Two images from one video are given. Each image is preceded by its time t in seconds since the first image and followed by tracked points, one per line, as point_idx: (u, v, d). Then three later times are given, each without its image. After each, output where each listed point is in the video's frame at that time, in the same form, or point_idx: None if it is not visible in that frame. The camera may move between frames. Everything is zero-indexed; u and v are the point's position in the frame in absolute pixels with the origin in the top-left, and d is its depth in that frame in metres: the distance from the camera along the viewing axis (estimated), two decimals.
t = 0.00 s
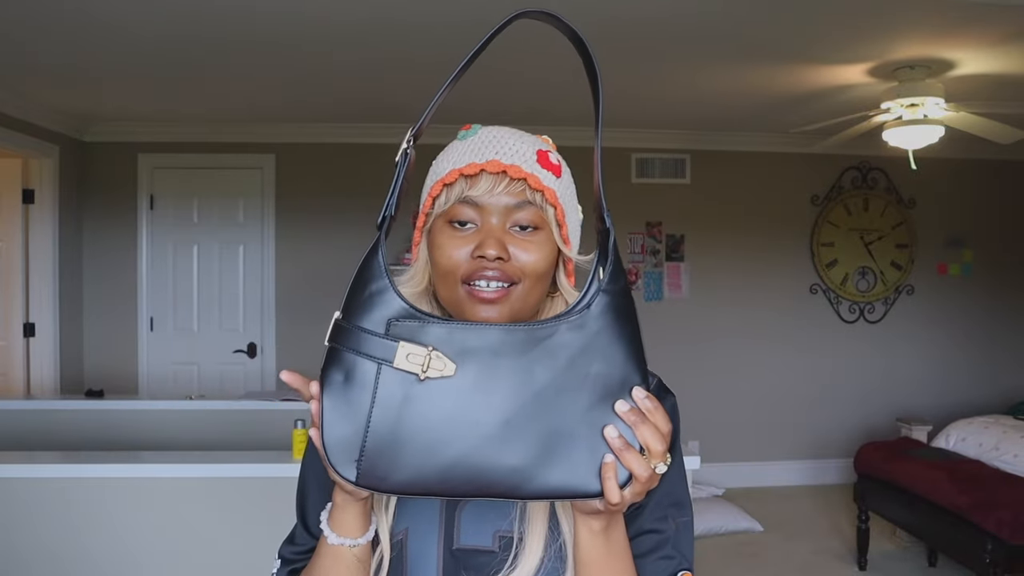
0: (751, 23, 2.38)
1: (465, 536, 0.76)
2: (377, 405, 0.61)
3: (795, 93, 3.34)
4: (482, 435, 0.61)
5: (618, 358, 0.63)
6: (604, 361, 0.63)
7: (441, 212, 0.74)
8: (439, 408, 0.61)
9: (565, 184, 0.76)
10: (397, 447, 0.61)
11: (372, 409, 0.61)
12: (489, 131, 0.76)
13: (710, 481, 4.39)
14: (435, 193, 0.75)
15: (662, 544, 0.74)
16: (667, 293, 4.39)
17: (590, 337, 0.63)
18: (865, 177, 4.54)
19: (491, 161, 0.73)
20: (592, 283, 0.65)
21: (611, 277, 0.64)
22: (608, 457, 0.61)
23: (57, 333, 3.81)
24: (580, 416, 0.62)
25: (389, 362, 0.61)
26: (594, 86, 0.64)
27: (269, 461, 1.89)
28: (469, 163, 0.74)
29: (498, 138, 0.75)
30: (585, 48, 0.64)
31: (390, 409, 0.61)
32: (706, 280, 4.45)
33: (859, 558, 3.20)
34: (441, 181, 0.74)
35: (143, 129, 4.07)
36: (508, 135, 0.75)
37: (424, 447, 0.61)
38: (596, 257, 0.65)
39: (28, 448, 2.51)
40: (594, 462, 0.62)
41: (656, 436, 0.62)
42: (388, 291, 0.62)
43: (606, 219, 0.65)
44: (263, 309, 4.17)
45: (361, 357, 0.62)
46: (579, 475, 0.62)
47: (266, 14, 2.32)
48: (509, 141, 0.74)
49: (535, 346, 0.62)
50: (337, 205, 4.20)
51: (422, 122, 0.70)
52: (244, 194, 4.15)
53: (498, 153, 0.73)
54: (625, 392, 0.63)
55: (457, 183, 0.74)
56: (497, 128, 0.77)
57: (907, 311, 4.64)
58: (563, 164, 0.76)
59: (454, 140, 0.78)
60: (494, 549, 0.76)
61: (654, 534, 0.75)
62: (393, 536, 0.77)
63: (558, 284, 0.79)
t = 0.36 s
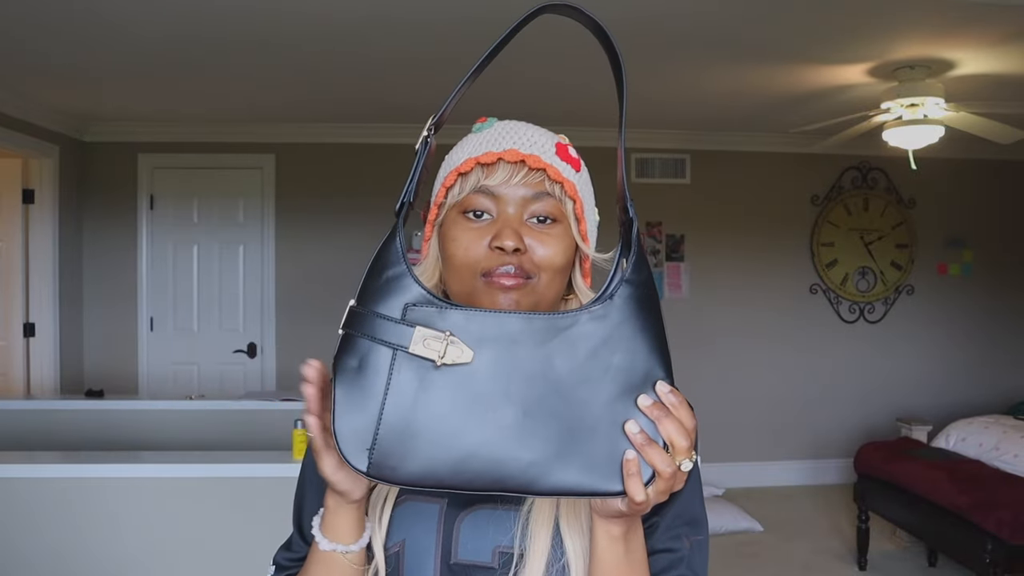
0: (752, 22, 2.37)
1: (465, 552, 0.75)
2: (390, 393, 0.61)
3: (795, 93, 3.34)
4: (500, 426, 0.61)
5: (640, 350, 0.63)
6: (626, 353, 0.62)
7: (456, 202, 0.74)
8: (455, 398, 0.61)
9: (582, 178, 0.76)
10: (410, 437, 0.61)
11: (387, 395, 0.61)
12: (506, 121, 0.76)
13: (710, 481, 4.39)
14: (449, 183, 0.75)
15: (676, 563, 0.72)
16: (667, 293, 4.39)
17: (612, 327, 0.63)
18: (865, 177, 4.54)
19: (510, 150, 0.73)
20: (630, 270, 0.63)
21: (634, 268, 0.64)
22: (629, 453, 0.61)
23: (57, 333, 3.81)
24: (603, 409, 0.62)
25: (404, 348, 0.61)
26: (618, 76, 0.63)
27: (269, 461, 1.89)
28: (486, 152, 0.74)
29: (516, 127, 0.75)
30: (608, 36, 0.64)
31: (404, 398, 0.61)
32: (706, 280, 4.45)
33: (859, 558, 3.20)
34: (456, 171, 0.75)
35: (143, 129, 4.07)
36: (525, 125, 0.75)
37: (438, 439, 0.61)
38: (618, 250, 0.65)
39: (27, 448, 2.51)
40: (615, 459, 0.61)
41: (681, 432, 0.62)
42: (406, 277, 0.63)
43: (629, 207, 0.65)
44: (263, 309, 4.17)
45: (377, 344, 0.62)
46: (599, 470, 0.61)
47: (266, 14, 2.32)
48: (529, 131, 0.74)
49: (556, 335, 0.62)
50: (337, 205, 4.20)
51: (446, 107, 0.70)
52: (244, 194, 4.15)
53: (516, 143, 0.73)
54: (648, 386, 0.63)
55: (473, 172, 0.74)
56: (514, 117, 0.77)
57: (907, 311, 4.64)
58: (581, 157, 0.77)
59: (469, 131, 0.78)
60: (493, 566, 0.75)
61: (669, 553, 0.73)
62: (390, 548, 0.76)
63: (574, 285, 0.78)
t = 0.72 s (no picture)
0: (753, 22, 2.37)
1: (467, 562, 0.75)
2: (376, 394, 0.62)
3: (795, 93, 3.34)
4: (487, 430, 0.60)
5: (635, 354, 0.62)
6: (620, 357, 0.61)
7: (467, 195, 0.75)
8: (442, 400, 0.61)
9: (597, 172, 0.76)
10: (395, 439, 0.61)
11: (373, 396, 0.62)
12: (514, 117, 0.77)
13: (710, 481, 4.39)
14: (460, 175, 0.76)
15: None
16: (667, 293, 4.39)
17: (605, 331, 0.62)
18: (865, 176, 4.54)
19: (520, 141, 0.74)
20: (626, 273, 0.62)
21: (634, 268, 0.62)
22: (620, 462, 0.60)
23: (57, 333, 3.81)
24: (594, 416, 0.61)
25: (391, 349, 0.62)
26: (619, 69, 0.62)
27: (269, 461, 1.89)
28: (496, 144, 0.75)
29: (527, 121, 0.76)
30: (608, 29, 0.63)
31: (390, 399, 0.61)
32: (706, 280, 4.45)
33: (859, 558, 3.20)
34: (466, 163, 0.76)
35: (143, 129, 4.07)
36: (537, 119, 0.76)
37: (424, 439, 0.61)
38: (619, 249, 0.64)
39: (28, 448, 2.51)
40: (604, 467, 0.60)
41: (676, 440, 0.61)
42: (395, 277, 0.63)
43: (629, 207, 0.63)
44: (263, 309, 4.17)
45: (366, 343, 0.62)
46: (588, 477, 0.60)
47: (267, 14, 2.32)
48: (541, 125, 0.75)
49: (547, 338, 0.61)
50: (337, 205, 4.20)
51: (440, 111, 0.71)
52: (244, 194, 4.15)
53: (527, 134, 0.74)
54: (644, 392, 0.62)
55: (483, 164, 0.75)
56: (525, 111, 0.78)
57: (907, 311, 4.64)
58: (596, 151, 0.77)
59: (484, 126, 0.80)
60: None
61: (679, 568, 0.73)
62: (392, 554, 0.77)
63: (587, 284, 0.78)
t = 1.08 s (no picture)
0: (753, 22, 2.37)
1: None
2: (366, 433, 0.61)
3: (795, 93, 3.34)
4: (486, 471, 0.60)
5: (641, 388, 0.61)
6: (624, 391, 0.61)
7: (462, 208, 0.74)
8: (438, 440, 0.60)
9: (602, 179, 0.74)
10: (389, 480, 0.61)
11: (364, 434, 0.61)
12: (520, 109, 0.75)
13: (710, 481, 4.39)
14: (454, 186, 0.75)
15: None
16: (667, 293, 4.39)
17: (608, 364, 0.61)
18: (865, 176, 4.54)
19: (517, 152, 0.72)
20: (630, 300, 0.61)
21: (638, 297, 0.62)
22: (626, 502, 0.60)
23: (57, 333, 3.81)
24: (600, 454, 0.60)
25: (381, 386, 0.61)
26: (623, 70, 0.61)
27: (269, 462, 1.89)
28: (491, 154, 0.73)
29: (524, 125, 0.74)
30: (616, 40, 0.61)
31: (381, 438, 0.61)
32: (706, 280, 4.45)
33: (859, 558, 3.20)
34: (460, 174, 0.75)
35: (143, 129, 4.06)
36: (534, 124, 0.74)
37: (421, 480, 0.60)
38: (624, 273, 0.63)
39: (28, 448, 2.51)
40: (611, 505, 0.60)
41: (684, 478, 0.61)
42: (384, 307, 0.62)
43: (634, 227, 0.63)
44: (263, 309, 4.17)
45: (354, 380, 0.61)
46: (593, 518, 0.60)
47: (268, 14, 2.32)
48: (540, 130, 0.73)
49: (547, 373, 0.60)
50: (336, 205, 4.20)
51: (428, 121, 0.70)
52: (244, 195, 4.15)
53: (524, 143, 0.72)
54: (652, 426, 0.61)
55: (478, 176, 0.74)
56: (523, 110, 0.75)
57: (906, 311, 4.64)
58: (601, 156, 0.75)
59: (482, 121, 0.77)
60: None
61: None
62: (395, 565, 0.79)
63: (595, 295, 0.78)
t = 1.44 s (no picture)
0: (753, 23, 2.37)
1: None
2: (376, 444, 0.61)
3: (795, 93, 3.34)
4: (502, 484, 0.59)
5: (660, 399, 0.61)
6: (643, 403, 0.61)
7: (465, 193, 0.74)
8: (452, 452, 0.60)
9: (596, 160, 0.76)
10: (400, 492, 0.60)
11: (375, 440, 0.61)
12: (504, 108, 0.76)
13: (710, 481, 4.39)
14: (455, 174, 0.75)
15: None
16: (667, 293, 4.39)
17: (626, 375, 0.61)
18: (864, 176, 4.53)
19: (518, 132, 0.73)
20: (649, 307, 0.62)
21: (655, 307, 0.62)
22: (646, 516, 0.60)
23: (57, 333, 3.81)
24: (618, 466, 0.60)
25: (392, 397, 0.61)
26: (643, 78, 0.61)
27: (268, 462, 1.89)
28: (492, 137, 0.74)
29: (519, 112, 0.75)
30: (628, 27, 0.62)
31: (393, 449, 0.60)
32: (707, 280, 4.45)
33: (859, 558, 3.20)
34: (461, 161, 0.74)
35: (144, 129, 4.06)
36: (530, 110, 0.75)
37: (434, 493, 0.60)
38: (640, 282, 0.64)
39: (28, 448, 2.51)
40: (630, 519, 0.60)
41: (702, 493, 0.61)
42: (397, 316, 0.63)
43: (653, 236, 0.64)
44: (263, 309, 4.17)
45: (366, 391, 0.62)
46: (611, 533, 0.60)
47: (268, 14, 2.32)
48: (535, 116, 0.74)
49: (564, 383, 0.61)
50: (337, 205, 4.20)
51: (443, 125, 0.68)
52: (244, 195, 4.15)
53: (524, 124, 0.74)
54: (671, 439, 0.62)
55: (480, 160, 0.74)
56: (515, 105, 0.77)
57: (907, 311, 4.64)
58: (594, 141, 0.77)
59: (469, 120, 0.78)
60: None
61: None
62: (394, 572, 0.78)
63: (596, 281, 0.78)
